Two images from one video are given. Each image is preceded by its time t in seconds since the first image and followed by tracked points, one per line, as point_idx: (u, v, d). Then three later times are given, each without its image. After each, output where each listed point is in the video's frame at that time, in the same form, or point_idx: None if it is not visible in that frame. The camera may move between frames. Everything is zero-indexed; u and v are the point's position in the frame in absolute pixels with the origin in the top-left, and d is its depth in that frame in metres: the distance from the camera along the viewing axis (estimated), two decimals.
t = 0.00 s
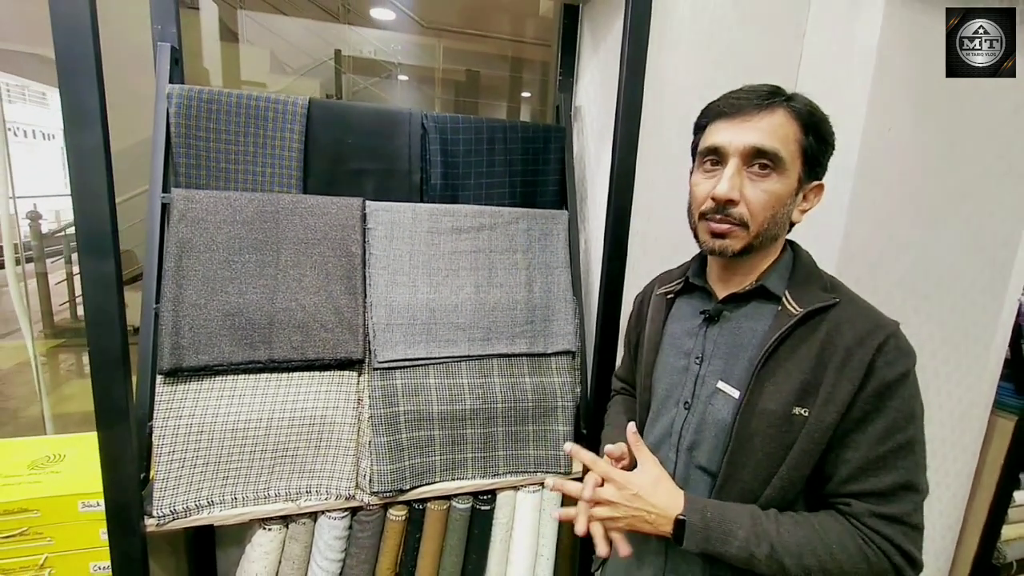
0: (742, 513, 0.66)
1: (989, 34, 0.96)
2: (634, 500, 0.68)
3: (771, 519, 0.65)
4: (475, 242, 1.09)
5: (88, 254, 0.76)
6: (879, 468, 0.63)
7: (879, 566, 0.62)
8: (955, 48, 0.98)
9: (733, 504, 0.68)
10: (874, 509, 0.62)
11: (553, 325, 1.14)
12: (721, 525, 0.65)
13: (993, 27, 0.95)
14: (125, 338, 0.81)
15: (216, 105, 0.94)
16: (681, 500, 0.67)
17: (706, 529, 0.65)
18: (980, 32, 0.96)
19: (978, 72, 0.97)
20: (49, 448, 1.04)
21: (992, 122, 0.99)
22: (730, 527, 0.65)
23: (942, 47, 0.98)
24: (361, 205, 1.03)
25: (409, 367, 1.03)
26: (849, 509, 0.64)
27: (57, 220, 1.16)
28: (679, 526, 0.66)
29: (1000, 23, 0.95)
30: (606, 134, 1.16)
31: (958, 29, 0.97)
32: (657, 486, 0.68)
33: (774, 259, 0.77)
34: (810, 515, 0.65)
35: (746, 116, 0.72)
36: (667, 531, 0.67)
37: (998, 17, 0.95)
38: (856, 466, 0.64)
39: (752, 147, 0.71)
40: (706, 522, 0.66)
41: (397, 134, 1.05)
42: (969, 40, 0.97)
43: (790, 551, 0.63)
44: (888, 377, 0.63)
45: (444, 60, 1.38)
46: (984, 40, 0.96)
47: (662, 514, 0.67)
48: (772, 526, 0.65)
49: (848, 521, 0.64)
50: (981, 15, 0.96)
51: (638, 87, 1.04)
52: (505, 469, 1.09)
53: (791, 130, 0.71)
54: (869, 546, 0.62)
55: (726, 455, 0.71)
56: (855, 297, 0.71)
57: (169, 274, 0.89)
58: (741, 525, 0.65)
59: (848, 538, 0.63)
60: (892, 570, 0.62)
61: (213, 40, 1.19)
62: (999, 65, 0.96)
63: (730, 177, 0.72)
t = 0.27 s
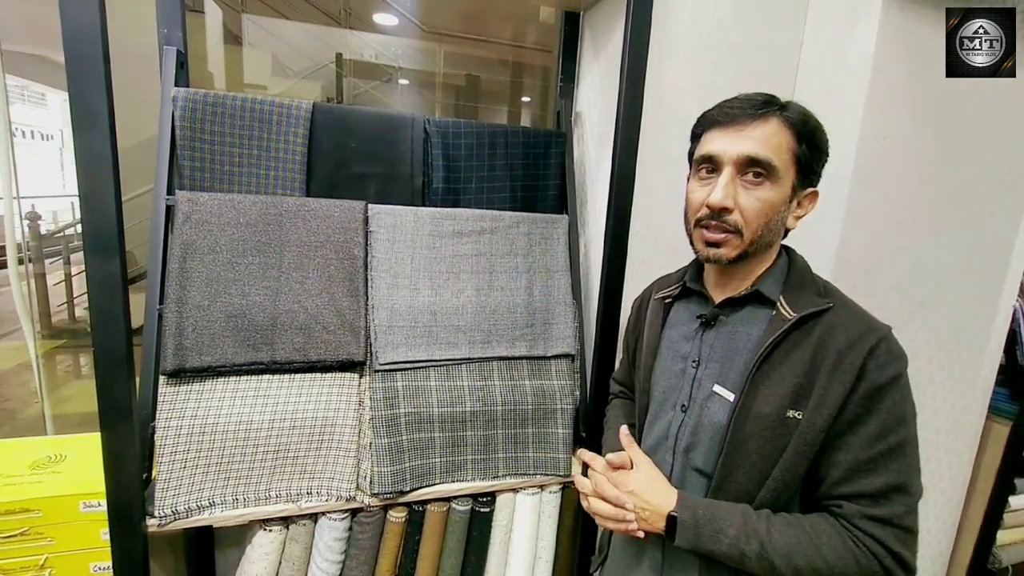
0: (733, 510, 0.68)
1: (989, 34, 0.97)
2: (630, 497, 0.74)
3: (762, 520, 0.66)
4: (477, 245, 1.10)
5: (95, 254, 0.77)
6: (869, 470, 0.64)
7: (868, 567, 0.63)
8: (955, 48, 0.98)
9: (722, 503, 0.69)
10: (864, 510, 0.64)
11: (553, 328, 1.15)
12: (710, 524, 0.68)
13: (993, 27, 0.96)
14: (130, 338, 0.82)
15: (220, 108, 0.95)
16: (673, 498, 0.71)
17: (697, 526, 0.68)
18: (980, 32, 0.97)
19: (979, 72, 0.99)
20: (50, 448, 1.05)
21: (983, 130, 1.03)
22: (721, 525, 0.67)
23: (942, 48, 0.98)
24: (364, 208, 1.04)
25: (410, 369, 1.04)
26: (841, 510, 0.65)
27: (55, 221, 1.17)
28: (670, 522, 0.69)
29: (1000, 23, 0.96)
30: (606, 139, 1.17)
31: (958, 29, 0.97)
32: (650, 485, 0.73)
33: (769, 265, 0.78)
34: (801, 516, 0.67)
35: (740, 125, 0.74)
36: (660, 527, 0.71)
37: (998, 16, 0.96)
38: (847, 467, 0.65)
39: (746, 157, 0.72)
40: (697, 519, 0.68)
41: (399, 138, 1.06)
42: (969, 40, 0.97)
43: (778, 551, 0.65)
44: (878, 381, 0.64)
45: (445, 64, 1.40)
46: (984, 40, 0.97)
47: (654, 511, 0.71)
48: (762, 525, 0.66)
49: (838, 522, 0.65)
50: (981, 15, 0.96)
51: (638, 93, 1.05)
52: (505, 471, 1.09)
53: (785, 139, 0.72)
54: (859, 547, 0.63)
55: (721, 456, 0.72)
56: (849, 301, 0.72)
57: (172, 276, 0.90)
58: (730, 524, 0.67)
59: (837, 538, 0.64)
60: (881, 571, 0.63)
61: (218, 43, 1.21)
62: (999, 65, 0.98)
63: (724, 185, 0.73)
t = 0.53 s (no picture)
0: (730, 505, 0.69)
1: (989, 34, 1.00)
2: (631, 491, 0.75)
3: (758, 514, 0.68)
4: (479, 246, 1.11)
5: (102, 256, 0.78)
6: (863, 468, 0.65)
7: (860, 562, 0.65)
8: (955, 48, 1.00)
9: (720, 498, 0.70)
10: (858, 507, 0.65)
11: (554, 328, 1.16)
12: (708, 517, 0.68)
13: (992, 27, 1.00)
14: (137, 338, 0.82)
15: (226, 109, 0.96)
16: (672, 492, 0.72)
17: (695, 520, 0.69)
18: (981, 31, 1.00)
19: (979, 72, 1.01)
20: (54, 446, 1.05)
21: (982, 134, 1.05)
22: (719, 520, 0.68)
23: (944, 47, 1.00)
24: (367, 209, 1.04)
25: (413, 369, 1.05)
26: (835, 507, 0.67)
27: (54, 221, 1.18)
28: (670, 516, 0.70)
29: (998, 24, 1.00)
30: (607, 141, 1.18)
31: (958, 29, 1.00)
32: (651, 479, 0.74)
33: (766, 266, 0.79)
34: (796, 512, 0.68)
35: (737, 128, 0.75)
36: (659, 520, 0.72)
37: (996, 18, 0.99)
38: (841, 465, 0.66)
39: (743, 159, 0.73)
40: (694, 512, 0.69)
41: (403, 140, 1.07)
42: (970, 40, 1.00)
43: (773, 546, 0.66)
44: (873, 382, 0.65)
45: (446, 66, 1.41)
46: (984, 40, 1.00)
47: (654, 504, 0.72)
48: (758, 519, 0.67)
49: (832, 519, 0.66)
50: (981, 16, 0.99)
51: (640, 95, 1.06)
52: (506, 470, 1.10)
53: (782, 141, 0.74)
54: (852, 543, 0.65)
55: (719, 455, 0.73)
56: (844, 302, 0.73)
57: (178, 276, 0.90)
58: (728, 518, 0.68)
59: (830, 534, 0.65)
60: (873, 566, 0.65)
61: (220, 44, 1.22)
62: (999, 65, 1.01)
63: (722, 186, 0.74)
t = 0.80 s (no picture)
0: (732, 505, 0.69)
1: (989, 34, 0.99)
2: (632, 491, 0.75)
3: (759, 513, 0.68)
4: (481, 246, 1.12)
5: (108, 255, 0.79)
6: (863, 467, 0.66)
7: (861, 560, 0.65)
8: (955, 48, 1.00)
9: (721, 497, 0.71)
10: (858, 506, 0.65)
11: (555, 329, 1.16)
12: (710, 517, 0.69)
13: (993, 27, 0.99)
14: (141, 336, 0.83)
15: (231, 109, 0.96)
16: (674, 491, 0.72)
17: (697, 519, 0.69)
18: (980, 32, 0.99)
19: (979, 72, 1.00)
20: (57, 444, 1.06)
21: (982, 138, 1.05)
22: (720, 519, 0.68)
23: (943, 45, 1.00)
24: (371, 209, 1.05)
25: (415, 369, 1.05)
26: (836, 506, 0.67)
27: (54, 219, 1.18)
28: (672, 515, 0.71)
29: (1000, 24, 0.98)
30: (610, 143, 1.19)
31: (958, 29, 1.00)
32: (653, 479, 0.74)
33: (767, 266, 0.79)
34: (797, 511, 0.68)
35: (738, 130, 0.75)
36: (660, 520, 0.72)
37: (997, 17, 0.98)
38: (842, 464, 0.66)
39: (744, 161, 0.74)
40: (696, 512, 0.69)
41: (407, 141, 1.08)
42: (969, 40, 1.00)
43: (775, 544, 0.66)
44: (873, 381, 0.66)
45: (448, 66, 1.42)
46: (983, 40, 0.99)
47: (656, 504, 0.73)
48: (759, 518, 0.67)
49: (833, 517, 0.67)
50: (981, 15, 0.98)
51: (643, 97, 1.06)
52: (507, 470, 1.10)
53: (782, 144, 0.74)
54: (853, 541, 0.65)
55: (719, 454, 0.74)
56: (844, 303, 0.73)
57: (182, 275, 0.91)
58: (730, 518, 0.68)
59: (831, 533, 0.66)
60: (874, 564, 0.65)
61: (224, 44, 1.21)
62: (999, 65, 1.00)
63: (723, 188, 0.75)
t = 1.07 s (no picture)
0: (740, 507, 0.69)
1: (989, 34, 1.00)
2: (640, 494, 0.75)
3: (766, 514, 0.68)
4: (486, 251, 1.13)
5: (120, 260, 0.80)
6: (869, 467, 0.66)
7: (868, 559, 0.65)
8: (955, 47, 1.01)
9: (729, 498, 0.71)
10: (864, 505, 0.66)
11: (560, 333, 1.17)
12: (717, 518, 0.69)
13: (993, 27, 1.00)
14: (152, 340, 0.84)
15: (238, 118, 0.98)
16: (682, 493, 0.73)
17: (704, 520, 0.69)
18: (981, 32, 1.00)
19: (979, 72, 1.02)
20: (67, 449, 1.07)
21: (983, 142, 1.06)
22: (728, 521, 0.69)
23: (944, 47, 1.01)
24: (377, 215, 1.06)
25: (421, 373, 1.06)
26: (842, 506, 0.68)
27: (61, 226, 1.20)
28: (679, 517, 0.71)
29: (998, 24, 1.00)
30: (613, 148, 1.19)
31: (959, 29, 1.00)
32: (660, 482, 0.75)
33: (769, 270, 0.80)
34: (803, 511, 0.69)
35: (737, 137, 0.76)
36: (668, 522, 0.72)
37: (996, 17, 1.00)
38: (848, 465, 0.67)
39: (744, 167, 0.75)
40: (704, 514, 0.69)
41: (412, 148, 1.09)
42: (969, 40, 1.01)
43: (783, 545, 0.66)
44: (878, 382, 0.66)
45: (452, 72, 1.43)
46: (984, 40, 1.00)
47: (663, 506, 0.73)
48: (767, 519, 0.68)
49: (839, 518, 0.67)
50: (981, 16, 1.00)
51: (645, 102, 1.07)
52: (512, 475, 1.11)
53: (781, 149, 0.75)
54: (859, 540, 0.65)
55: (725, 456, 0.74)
56: (846, 304, 0.74)
57: (191, 280, 0.92)
58: (738, 519, 0.68)
59: (838, 533, 0.66)
60: (880, 563, 0.66)
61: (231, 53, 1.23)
62: (999, 65, 1.02)
63: (724, 194, 0.76)
